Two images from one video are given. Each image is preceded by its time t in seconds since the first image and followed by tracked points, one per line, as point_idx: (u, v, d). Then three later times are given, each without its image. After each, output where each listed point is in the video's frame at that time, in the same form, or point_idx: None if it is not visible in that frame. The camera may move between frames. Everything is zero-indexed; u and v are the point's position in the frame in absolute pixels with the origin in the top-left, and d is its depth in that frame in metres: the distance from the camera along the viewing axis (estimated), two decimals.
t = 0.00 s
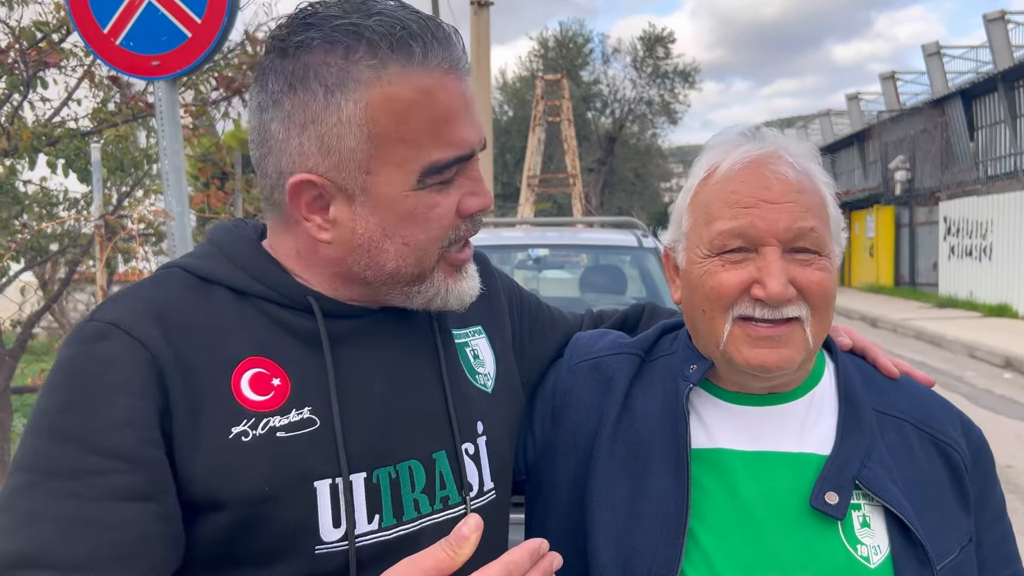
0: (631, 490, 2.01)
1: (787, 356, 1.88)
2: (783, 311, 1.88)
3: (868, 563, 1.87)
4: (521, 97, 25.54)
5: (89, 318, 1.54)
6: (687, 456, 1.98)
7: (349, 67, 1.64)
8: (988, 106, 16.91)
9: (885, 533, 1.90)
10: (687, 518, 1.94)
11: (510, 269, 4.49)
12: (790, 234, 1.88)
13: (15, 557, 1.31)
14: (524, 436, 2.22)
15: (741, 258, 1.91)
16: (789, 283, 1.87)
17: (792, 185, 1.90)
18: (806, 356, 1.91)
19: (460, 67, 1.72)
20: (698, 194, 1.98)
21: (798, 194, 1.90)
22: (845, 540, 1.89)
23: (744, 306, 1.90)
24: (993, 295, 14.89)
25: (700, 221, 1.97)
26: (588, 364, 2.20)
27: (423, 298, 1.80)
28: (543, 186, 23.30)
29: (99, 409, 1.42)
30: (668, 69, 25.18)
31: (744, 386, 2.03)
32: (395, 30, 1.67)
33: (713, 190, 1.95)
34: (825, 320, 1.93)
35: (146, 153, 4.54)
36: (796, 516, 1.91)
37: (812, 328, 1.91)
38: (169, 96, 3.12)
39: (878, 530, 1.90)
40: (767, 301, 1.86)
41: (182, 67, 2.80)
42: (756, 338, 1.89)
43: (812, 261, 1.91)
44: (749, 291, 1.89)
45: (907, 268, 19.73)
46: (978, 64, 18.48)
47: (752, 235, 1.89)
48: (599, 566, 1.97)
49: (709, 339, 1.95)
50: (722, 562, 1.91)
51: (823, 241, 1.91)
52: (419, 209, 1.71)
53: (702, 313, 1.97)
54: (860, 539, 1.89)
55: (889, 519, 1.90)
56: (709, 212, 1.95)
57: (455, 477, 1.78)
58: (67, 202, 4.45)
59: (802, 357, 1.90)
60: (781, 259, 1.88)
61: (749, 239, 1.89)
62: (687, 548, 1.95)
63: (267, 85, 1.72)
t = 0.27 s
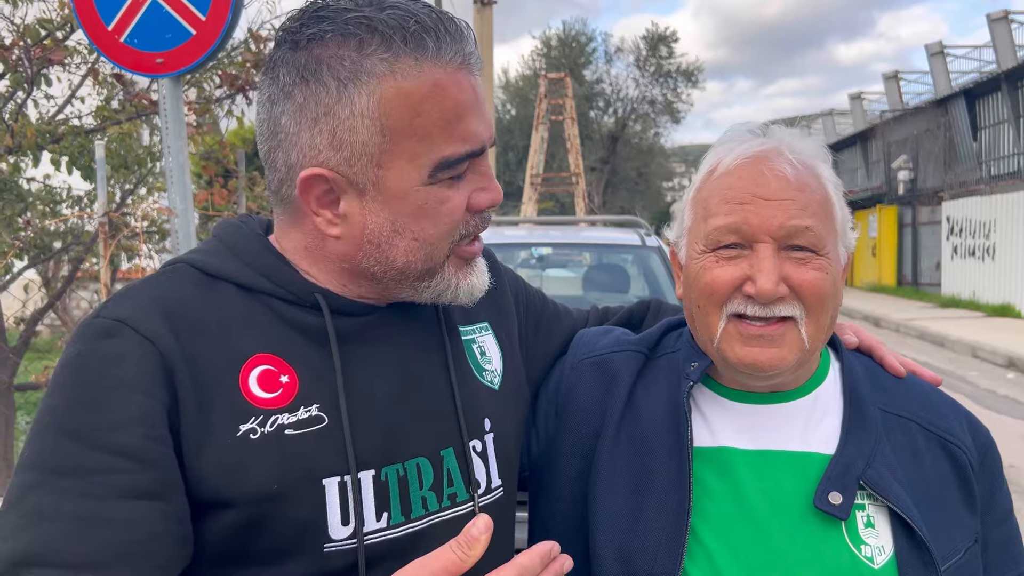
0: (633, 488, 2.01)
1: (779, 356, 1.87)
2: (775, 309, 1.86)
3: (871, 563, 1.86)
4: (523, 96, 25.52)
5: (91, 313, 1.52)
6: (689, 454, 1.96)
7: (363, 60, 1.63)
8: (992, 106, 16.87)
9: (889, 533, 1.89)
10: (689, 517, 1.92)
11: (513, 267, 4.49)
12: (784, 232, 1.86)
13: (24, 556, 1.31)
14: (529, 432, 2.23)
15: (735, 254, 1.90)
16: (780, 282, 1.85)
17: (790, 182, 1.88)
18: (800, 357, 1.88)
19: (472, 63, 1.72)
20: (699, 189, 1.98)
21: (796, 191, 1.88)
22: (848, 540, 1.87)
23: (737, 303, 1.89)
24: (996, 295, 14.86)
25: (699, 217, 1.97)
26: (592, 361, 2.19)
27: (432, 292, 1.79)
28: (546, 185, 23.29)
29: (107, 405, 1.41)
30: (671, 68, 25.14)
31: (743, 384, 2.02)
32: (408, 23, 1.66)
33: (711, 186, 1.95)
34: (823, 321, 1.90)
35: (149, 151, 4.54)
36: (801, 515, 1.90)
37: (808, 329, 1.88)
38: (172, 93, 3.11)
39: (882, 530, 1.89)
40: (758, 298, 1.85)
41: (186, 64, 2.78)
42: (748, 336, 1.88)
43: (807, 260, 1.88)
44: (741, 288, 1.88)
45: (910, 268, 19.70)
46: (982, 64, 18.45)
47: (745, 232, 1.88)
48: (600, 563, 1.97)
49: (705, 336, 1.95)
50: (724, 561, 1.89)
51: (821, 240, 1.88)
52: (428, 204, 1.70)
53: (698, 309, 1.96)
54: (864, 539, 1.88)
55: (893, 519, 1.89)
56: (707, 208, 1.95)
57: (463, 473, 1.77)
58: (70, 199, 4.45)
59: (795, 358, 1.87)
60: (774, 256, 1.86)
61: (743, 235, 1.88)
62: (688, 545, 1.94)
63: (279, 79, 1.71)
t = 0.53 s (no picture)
0: (633, 487, 2.01)
1: (783, 356, 1.87)
2: (778, 311, 1.86)
3: (873, 562, 1.85)
4: (526, 95, 25.51)
5: (88, 315, 1.53)
6: (689, 453, 1.96)
7: (383, 57, 1.65)
8: (994, 105, 16.85)
9: (891, 532, 1.89)
10: (689, 515, 1.92)
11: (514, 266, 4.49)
12: (785, 234, 1.86)
13: (21, 557, 1.31)
14: (529, 433, 2.23)
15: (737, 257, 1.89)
16: (783, 283, 1.85)
17: (787, 183, 1.88)
18: (804, 356, 1.89)
19: (490, 69, 1.75)
20: (695, 193, 1.98)
21: (793, 192, 1.88)
22: (850, 539, 1.87)
23: (741, 306, 1.89)
24: (999, 295, 14.83)
25: (697, 221, 1.96)
26: (591, 361, 2.19)
27: (436, 295, 1.80)
28: (548, 184, 23.28)
29: (104, 407, 1.41)
30: (674, 68, 25.12)
31: (743, 383, 2.02)
32: (429, 23, 1.68)
33: (708, 189, 1.94)
34: (824, 319, 1.91)
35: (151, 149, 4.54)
36: (802, 514, 1.89)
37: (811, 328, 1.89)
38: (175, 92, 3.11)
39: (884, 530, 1.89)
40: (761, 301, 1.85)
41: (189, 63, 2.79)
42: (752, 337, 1.88)
43: (808, 260, 1.88)
44: (744, 292, 1.88)
45: (912, 268, 19.67)
46: (985, 64, 18.41)
47: (746, 235, 1.87)
48: (601, 562, 1.97)
49: (708, 339, 1.95)
50: (724, 559, 1.90)
51: (821, 239, 1.89)
52: (437, 205, 1.72)
53: (700, 312, 1.96)
54: (866, 538, 1.87)
55: (895, 518, 1.89)
56: (704, 212, 1.94)
57: (462, 474, 1.77)
58: (73, 198, 4.46)
59: (799, 357, 1.88)
60: (775, 258, 1.87)
61: (744, 239, 1.88)
62: (689, 544, 1.94)
63: (296, 71, 1.70)
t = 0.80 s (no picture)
0: (633, 487, 2.01)
1: (790, 356, 1.87)
2: (786, 311, 1.86)
3: (873, 562, 1.85)
4: (528, 95, 25.51)
5: (85, 313, 1.53)
6: (689, 453, 1.96)
7: (337, 24, 1.67)
8: (997, 105, 16.83)
9: (891, 532, 1.88)
10: (689, 515, 1.92)
11: (516, 266, 4.48)
12: (791, 233, 1.86)
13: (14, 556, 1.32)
14: (529, 433, 2.19)
15: (742, 258, 1.89)
16: (790, 284, 1.85)
17: (792, 183, 1.88)
18: (810, 355, 1.89)
19: (455, 45, 1.71)
20: (698, 192, 1.96)
21: (799, 191, 1.88)
22: (850, 539, 1.86)
23: (747, 307, 1.88)
24: (1002, 295, 14.80)
25: (701, 221, 1.95)
26: (592, 360, 2.19)
27: (388, 277, 1.72)
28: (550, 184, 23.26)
29: (94, 414, 1.41)
30: (676, 67, 25.11)
31: (750, 383, 2.02)
32: None
33: (712, 189, 1.93)
34: (829, 317, 1.91)
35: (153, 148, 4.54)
36: (801, 514, 1.89)
37: (817, 327, 1.89)
38: (177, 91, 3.11)
39: (884, 529, 1.88)
40: (769, 301, 1.85)
41: (191, 62, 2.80)
42: (759, 339, 1.88)
43: (813, 259, 1.89)
44: (751, 292, 1.87)
45: (915, 268, 19.64)
46: (988, 63, 18.38)
47: (753, 235, 1.87)
48: (600, 563, 1.96)
49: (712, 339, 1.94)
50: (724, 559, 1.89)
51: (826, 239, 1.89)
52: (382, 173, 1.66)
53: (705, 313, 1.95)
54: (866, 538, 1.87)
55: (896, 518, 1.88)
56: (709, 212, 1.93)
57: (465, 472, 1.77)
58: (75, 197, 4.45)
59: (805, 357, 1.88)
60: (782, 258, 1.86)
61: (750, 239, 1.87)
62: (689, 544, 1.93)
63: (277, 51, 1.77)
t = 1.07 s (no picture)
0: (635, 490, 2.00)
1: (795, 360, 1.86)
2: (791, 313, 1.86)
3: (875, 568, 1.83)
4: (530, 95, 25.51)
5: (83, 310, 1.53)
6: (691, 455, 1.96)
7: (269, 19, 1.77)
8: (1000, 105, 16.80)
9: (895, 540, 1.86)
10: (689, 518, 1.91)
11: (517, 266, 4.47)
12: (798, 235, 1.85)
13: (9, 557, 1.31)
14: (529, 435, 2.20)
15: (747, 259, 1.88)
16: (796, 286, 1.85)
17: (800, 184, 1.87)
18: (815, 359, 1.88)
19: (360, 19, 1.67)
20: (704, 193, 1.96)
21: (806, 193, 1.87)
22: (852, 545, 1.85)
23: (752, 309, 1.88)
24: (1006, 295, 14.76)
25: (706, 222, 1.94)
26: (593, 362, 2.19)
27: (301, 263, 1.70)
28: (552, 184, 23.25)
29: (74, 412, 1.39)
30: (678, 67, 25.11)
31: (753, 388, 2.02)
32: None
33: (718, 189, 1.93)
34: (835, 321, 1.90)
35: (156, 148, 4.54)
36: (802, 519, 1.88)
37: (822, 330, 1.89)
38: (179, 91, 3.11)
39: (887, 536, 1.86)
40: (774, 303, 1.84)
41: (192, 62, 2.79)
42: (764, 341, 1.87)
43: (819, 261, 1.88)
44: (755, 293, 1.86)
45: (917, 268, 19.61)
46: (990, 63, 18.36)
47: (759, 236, 1.86)
48: (599, 566, 1.96)
49: (716, 341, 1.93)
50: (724, 564, 1.88)
51: (833, 242, 1.88)
52: (281, 152, 1.69)
53: (708, 314, 1.94)
54: (868, 544, 1.85)
55: (898, 526, 1.86)
56: (714, 213, 1.92)
57: (466, 474, 1.76)
58: (77, 196, 4.43)
59: (810, 360, 1.87)
60: (787, 260, 1.86)
61: (755, 240, 1.86)
62: (689, 547, 1.93)
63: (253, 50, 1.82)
